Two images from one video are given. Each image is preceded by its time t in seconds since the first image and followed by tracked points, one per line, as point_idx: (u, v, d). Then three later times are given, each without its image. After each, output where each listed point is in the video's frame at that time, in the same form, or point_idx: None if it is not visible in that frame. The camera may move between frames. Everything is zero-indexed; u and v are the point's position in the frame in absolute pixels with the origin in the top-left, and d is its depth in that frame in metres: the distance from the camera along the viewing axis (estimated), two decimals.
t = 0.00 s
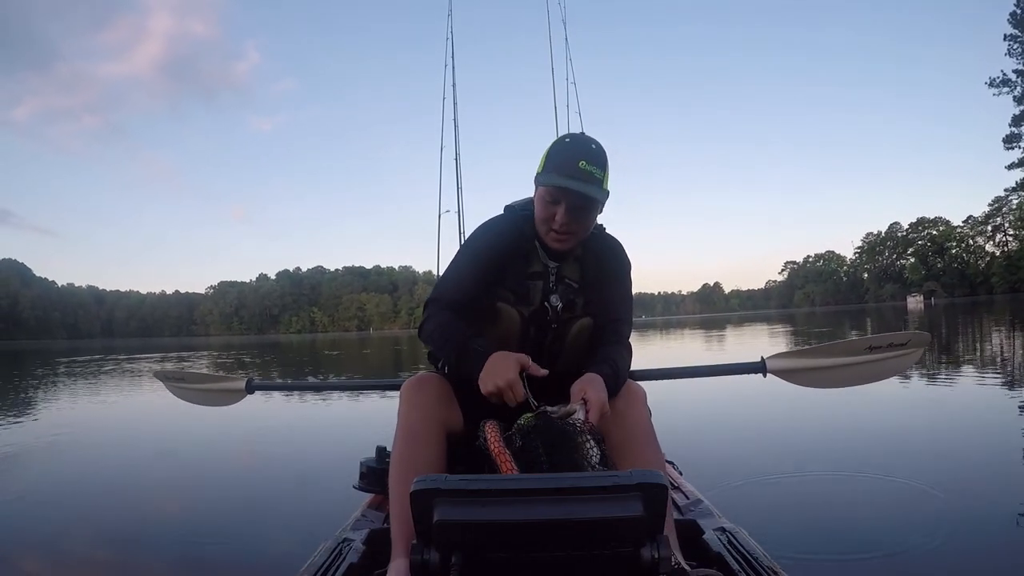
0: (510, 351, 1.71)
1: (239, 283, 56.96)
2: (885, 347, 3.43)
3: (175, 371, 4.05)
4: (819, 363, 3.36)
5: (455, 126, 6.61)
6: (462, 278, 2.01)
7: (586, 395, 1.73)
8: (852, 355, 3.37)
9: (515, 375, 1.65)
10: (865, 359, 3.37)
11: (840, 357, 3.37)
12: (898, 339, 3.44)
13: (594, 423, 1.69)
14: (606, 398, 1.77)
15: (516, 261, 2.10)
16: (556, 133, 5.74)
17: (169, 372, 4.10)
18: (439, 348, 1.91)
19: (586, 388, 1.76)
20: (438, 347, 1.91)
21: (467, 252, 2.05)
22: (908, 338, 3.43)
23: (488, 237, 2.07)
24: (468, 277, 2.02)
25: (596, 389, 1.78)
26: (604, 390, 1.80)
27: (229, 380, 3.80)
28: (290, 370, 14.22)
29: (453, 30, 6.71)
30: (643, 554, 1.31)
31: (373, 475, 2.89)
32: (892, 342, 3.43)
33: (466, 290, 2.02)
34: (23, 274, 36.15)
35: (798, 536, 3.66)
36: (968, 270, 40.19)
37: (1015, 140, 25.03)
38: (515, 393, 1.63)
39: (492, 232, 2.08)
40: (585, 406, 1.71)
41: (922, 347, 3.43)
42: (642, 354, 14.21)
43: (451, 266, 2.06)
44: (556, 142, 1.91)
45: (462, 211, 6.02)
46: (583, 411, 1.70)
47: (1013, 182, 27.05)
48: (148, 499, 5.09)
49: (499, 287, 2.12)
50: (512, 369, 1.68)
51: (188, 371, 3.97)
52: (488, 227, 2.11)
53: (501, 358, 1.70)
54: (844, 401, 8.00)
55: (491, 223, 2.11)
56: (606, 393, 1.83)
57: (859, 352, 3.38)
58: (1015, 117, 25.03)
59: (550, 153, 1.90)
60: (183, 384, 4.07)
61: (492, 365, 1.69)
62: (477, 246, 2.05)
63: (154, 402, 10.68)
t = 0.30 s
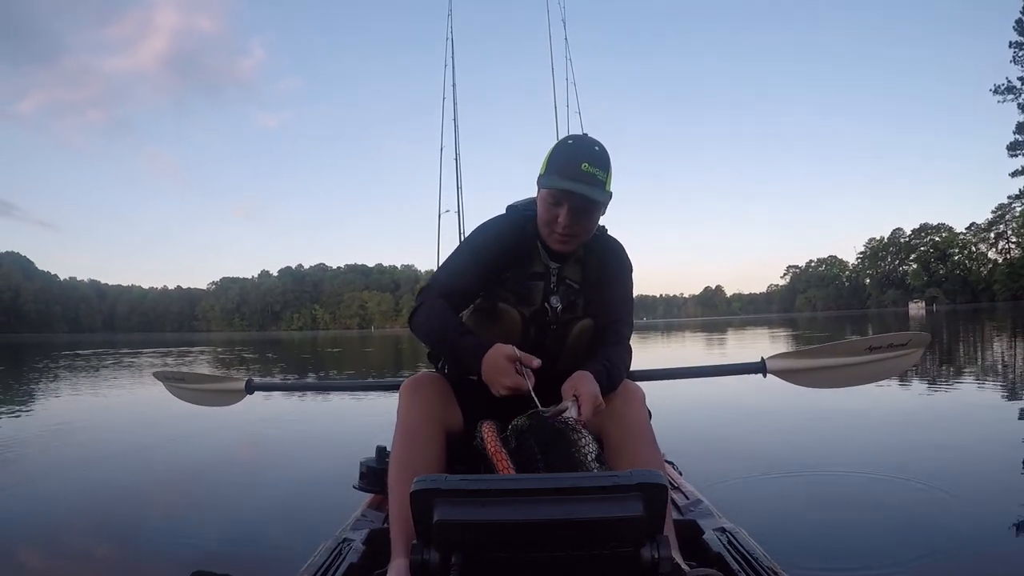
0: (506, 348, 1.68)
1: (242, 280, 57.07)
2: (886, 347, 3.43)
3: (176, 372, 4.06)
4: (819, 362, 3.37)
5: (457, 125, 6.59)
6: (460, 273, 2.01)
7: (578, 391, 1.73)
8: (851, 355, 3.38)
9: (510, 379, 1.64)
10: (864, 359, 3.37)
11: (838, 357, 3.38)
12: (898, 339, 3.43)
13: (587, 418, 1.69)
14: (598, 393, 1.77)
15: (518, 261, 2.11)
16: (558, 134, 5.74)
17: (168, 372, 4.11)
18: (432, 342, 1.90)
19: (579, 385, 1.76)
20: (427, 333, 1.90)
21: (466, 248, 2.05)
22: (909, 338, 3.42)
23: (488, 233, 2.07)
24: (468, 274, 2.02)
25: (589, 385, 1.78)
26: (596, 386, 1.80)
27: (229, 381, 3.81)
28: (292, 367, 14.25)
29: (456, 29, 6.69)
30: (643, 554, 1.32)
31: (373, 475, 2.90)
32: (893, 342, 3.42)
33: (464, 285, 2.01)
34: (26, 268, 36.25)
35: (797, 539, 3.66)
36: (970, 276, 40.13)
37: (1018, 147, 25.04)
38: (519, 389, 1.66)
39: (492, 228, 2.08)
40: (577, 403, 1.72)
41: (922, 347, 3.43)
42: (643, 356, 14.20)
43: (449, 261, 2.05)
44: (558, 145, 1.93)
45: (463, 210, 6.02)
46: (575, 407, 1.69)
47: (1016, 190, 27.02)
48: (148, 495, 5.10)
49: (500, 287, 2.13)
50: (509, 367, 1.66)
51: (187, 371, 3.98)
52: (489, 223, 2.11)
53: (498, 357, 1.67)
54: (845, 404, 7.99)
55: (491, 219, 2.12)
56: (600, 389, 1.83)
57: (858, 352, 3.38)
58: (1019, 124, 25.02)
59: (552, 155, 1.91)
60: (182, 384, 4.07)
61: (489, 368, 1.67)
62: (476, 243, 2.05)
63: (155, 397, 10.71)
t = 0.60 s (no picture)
0: (510, 345, 1.67)
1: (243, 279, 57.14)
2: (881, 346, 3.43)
3: (166, 372, 4.05)
4: (817, 361, 3.37)
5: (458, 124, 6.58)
6: (460, 265, 2.00)
7: (577, 393, 1.75)
8: (849, 355, 3.38)
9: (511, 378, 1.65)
10: (860, 359, 3.38)
11: (838, 355, 3.38)
12: (894, 339, 3.42)
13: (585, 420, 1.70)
14: (598, 394, 1.78)
15: (523, 260, 2.12)
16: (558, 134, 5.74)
17: (159, 372, 4.09)
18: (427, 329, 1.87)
19: (579, 387, 1.78)
20: (418, 312, 1.86)
21: (468, 241, 2.04)
22: (905, 338, 3.42)
23: (491, 228, 2.07)
24: (469, 268, 2.01)
25: (589, 387, 1.79)
26: (596, 388, 1.81)
27: (221, 382, 3.81)
28: (293, 367, 14.25)
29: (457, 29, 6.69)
30: (644, 554, 1.32)
31: (373, 474, 2.90)
32: (888, 342, 3.42)
33: (463, 277, 2.01)
34: (28, 267, 36.31)
35: (799, 540, 3.66)
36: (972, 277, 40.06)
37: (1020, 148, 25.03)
38: (520, 386, 1.67)
39: (495, 223, 2.08)
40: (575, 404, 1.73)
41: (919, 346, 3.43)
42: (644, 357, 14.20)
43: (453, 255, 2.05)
44: (563, 144, 1.93)
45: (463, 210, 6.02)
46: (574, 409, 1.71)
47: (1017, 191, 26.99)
48: (148, 494, 5.10)
49: (505, 286, 2.14)
50: (511, 364, 1.66)
51: (177, 371, 3.96)
52: (492, 218, 2.11)
53: (500, 353, 1.67)
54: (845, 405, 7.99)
55: (494, 215, 2.12)
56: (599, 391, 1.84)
57: (857, 351, 3.38)
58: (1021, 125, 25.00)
59: (558, 155, 1.91)
60: (172, 384, 4.06)
61: (490, 364, 1.67)
62: (479, 238, 2.05)
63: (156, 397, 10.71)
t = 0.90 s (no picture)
0: (507, 350, 1.67)
1: (244, 283, 57.16)
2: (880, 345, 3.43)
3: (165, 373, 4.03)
4: (818, 361, 3.36)
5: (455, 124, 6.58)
6: (460, 266, 1.98)
7: (574, 394, 1.74)
8: (850, 355, 3.37)
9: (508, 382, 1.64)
10: (861, 359, 3.37)
11: (838, 356, 3.37)
12: (893, 339, 3.42)
13: (583, 422, 1.69)
14: (595, 395, 1.77)
15: (523, 261, 2.11)
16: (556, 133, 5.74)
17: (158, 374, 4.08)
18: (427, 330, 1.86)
19: (576, 389, 1.77)
20: (417, 313, 1.85)
21: (468, 241, 2.03)
22: (905, 338, 3.41)
23: (490, 228, 2.05)
24: (469, 269, 1.99)
25: (587, 388, 1.77)
26: (594, 390, 1.80)
27: (220, 382, 3.81)
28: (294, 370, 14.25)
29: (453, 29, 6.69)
30: (644, 554, 1.31)
31: (373, 475, 2.90)
32: (887, 341, 3.42)
33: (463, 279, 1.99)
34: (29, 273, 36.35)
35: (802, 538, 3.64)
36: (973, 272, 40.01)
37: (1019, 142, 25.02)
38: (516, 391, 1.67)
39: (494, 222, 2.06)
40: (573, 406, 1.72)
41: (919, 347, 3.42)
42: (645, 356, 14.19)
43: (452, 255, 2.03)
44: (563, 146, 1.92)
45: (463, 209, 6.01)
46: (572, 411, 1.70)
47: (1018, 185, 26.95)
48: (152, 499, 5.10)
49: (504, 287, 2.13)
50: (508, 370, 1.65)
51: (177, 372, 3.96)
52: (492, 218, 2.09)
53: (500, 358, 1.66)
54: (847, 402, 7.97)
55: (494, 215, 2.10)
56: (598, 392, 1.83)
57: (858, 351, 3.37)
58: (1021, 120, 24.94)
59: (558, 156, 1.90)
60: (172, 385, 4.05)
61: (488, 370, 1.66)
62: (478, 238, 2.03)
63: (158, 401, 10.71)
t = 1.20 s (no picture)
0: (506, 354, 1.67)
1: (246, 285, 57.16)
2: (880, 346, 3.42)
3: (167, 373, 4.02)
4: (819, 362, 3.35)
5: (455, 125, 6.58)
6: (462, 266, 1.97)
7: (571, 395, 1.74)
8: (850, 355, 3.36)
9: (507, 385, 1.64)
10: (860, 360, 3.36)
11: (839, 356, 3.36)
12: (893, 340, 3.41)
13: (581, 423, 1.70)
14: (593, 396, 1.77)
15: (525, 261, 2.10)
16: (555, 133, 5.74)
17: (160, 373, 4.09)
18: (428, 330, 1.86)
19: (575, 391, 1.76)
20: (419, 314, 1.85)
21: (470, 241, 2.02)
22: (905, 339, 3.39)
23: (491, 227, 2.03)
24: (470, 268, 1.99)
25: (585, 391, 1.77)
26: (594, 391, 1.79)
27: (221, 382, 3.81)
28: (296, 372, 14.24)
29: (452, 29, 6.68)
30: (644, 554, 1.31)
31: (373, 475, 2.90)
32: (887, 342, 3.40)
33: (465, 278, 1.98)
34: (31, 277, 36.36)
35: (805, 535, 3.63)
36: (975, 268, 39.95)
37: (1020, 137, 24.97)
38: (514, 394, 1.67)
39: (497, 222, 2.05)
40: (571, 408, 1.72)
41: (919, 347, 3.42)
42: (647, 355, 14.17)
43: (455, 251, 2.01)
44: (567, 147, 1.92)
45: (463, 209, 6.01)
46: (570, 413, 1.70)
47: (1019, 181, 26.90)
48: (154, 501, 5.09)
49: (505, 286, 2.12)
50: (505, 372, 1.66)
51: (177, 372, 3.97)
52: (494, 218, 2.08)
53: (497, 361, 1.66)
54: (849, 399, 7.95)
55: (495, 214, 2.09)
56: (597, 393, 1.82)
57: (858, 352, 3.37)
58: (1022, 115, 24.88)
59: (561, 157, 1.90)
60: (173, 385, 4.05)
61: (488, 373, 1.67)
62: (481, 237, 2.02)
63: (159, 403, 10.71)
